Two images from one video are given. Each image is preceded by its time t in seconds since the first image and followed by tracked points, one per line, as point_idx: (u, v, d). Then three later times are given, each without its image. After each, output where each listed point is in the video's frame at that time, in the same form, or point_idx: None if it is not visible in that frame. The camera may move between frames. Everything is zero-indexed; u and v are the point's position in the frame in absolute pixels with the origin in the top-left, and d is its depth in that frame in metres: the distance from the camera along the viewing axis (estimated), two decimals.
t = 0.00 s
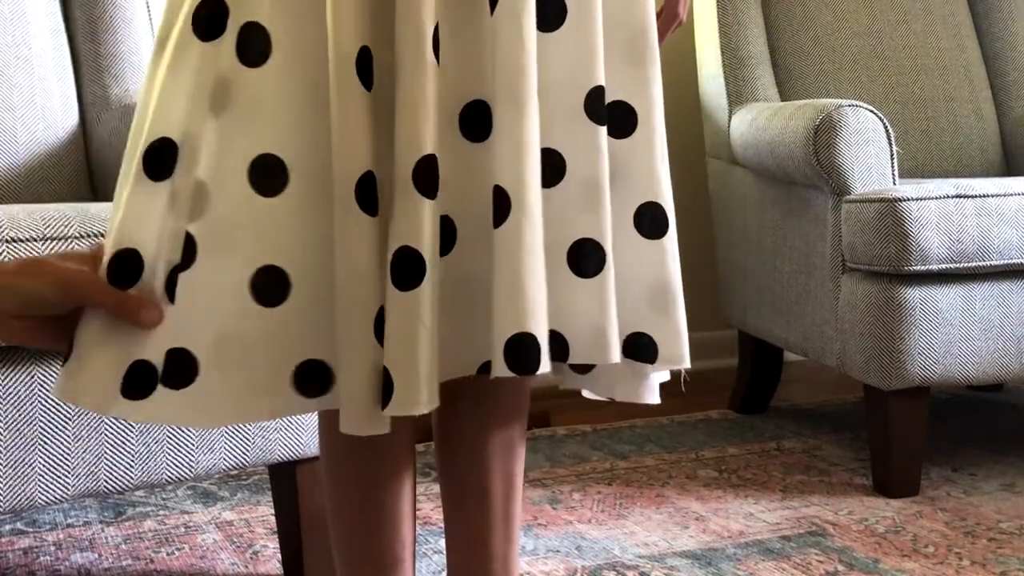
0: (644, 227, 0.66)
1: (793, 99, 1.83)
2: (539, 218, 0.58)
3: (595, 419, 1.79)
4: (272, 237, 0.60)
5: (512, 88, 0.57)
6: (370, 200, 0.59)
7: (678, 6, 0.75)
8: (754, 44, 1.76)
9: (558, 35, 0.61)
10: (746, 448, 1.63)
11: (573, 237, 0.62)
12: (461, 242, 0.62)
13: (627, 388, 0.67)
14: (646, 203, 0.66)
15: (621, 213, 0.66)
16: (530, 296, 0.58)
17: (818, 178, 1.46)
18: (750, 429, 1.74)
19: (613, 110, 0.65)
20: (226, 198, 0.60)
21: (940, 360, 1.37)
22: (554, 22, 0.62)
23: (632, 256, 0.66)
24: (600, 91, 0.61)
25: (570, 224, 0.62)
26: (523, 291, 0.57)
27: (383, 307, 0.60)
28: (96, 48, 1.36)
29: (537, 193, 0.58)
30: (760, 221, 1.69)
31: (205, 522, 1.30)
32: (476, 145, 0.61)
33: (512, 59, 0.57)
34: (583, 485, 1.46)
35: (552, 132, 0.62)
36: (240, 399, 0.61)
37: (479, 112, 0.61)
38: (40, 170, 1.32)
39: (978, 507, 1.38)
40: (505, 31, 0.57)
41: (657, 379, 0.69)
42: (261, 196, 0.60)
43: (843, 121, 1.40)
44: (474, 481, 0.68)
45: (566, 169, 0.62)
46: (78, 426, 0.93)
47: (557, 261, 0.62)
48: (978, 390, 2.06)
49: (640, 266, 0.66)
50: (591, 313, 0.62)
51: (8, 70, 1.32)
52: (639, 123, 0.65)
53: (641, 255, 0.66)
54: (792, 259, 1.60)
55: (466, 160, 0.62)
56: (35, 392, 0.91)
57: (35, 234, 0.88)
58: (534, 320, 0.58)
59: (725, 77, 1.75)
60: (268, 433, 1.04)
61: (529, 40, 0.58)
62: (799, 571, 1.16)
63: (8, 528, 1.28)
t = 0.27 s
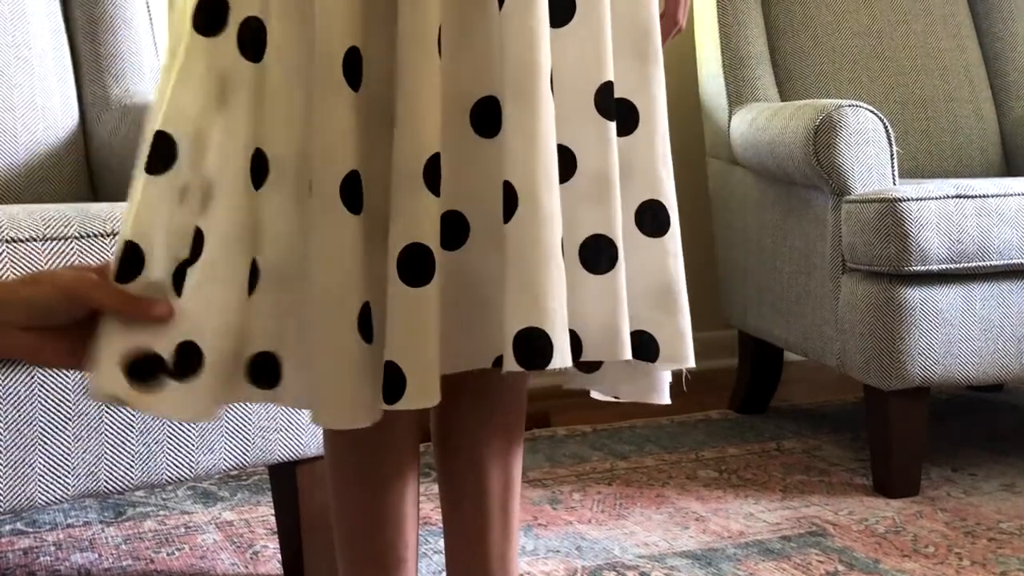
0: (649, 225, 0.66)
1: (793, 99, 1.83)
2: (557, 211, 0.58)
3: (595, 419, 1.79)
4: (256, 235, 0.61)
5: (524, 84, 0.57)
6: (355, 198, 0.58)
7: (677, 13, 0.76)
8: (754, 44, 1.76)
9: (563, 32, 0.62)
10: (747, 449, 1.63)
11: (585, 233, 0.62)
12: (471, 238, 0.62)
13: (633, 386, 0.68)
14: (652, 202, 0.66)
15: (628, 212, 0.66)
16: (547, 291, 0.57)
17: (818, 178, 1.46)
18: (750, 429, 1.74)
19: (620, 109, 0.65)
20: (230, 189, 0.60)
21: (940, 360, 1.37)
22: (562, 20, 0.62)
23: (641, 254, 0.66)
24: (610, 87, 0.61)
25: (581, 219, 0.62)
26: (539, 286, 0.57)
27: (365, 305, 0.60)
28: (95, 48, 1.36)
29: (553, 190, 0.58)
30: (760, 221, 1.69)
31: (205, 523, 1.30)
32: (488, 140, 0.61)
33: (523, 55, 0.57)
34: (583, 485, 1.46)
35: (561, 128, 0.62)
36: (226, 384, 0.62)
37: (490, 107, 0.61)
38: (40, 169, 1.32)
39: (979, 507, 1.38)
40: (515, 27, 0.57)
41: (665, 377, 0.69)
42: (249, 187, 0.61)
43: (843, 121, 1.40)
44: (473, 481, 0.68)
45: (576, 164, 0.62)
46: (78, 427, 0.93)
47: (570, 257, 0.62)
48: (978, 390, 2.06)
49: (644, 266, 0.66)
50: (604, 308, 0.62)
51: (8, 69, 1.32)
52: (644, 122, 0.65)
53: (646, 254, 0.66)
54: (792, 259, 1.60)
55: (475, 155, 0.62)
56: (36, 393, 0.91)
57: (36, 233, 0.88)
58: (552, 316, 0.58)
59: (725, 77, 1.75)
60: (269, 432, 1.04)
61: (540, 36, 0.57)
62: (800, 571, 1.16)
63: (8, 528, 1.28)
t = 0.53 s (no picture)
0: (650, 223, 0.66)
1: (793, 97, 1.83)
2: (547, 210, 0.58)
3: (596, 418, 1.79)
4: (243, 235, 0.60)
5: (521, 81, 0.57)
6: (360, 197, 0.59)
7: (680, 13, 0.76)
8: (754, 42, 1.76)
9: (564, 30, 0.61)
10: (746, 447, 1.63)
11: (580, 232, 0.62)
12: (473, 234, 0.62)
13: (641, 383, 0.67)
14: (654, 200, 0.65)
15: (629, 210, 0.66)
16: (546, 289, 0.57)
17: (818, 176, 1.46)
18: (750, 428, 1.74)
19: (621, 107, 0.65)
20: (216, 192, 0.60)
21: (940, 358, 1.37)
22: (562, 18, 0.61)
23: (642, 253, 0.66)
24: (608, 85, 0.61)
25: (576, 217, 0.62)
26: (534, 286, 0.57)
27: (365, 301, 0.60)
28: (96, 47, 1.36)
29: (544, 191, 0.58)
30: (760, 219, 1.69)
31: (205, 521, 1.30)
32: (490, 138, 0.61)
33: (521, 52, 0.57)
34: (583, 483, 1.46)
35: (560, 125, 0.62)
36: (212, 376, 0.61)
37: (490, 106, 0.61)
38: (40, 167, 1.32)
39: (979, 505, 1.38)
40: (513, 24, 0.57)
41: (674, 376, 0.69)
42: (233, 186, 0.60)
43: (843, 120, 1.40)
44: (473, 480, 0.68)
45: (574, 160, 0.62)
46: (78, 425, 0.93)
47: (564, 255, 0.62)
48: (978, 388, 2.06)
49: (646, 265, 0.66)
50: (601, 307, 0.62)
51: (8, 67, 1.31)
52: (646, 120, 0.65)
53: (647, 253, 0.66)
54: (792, 257, 1.60)
55: (473, 152, 0.62)
56: (35, 391, 0.91)
57: (36, 232, 0.88)
58: (541, 315, 0.58)
59: (725, 75, 1.75)
60: (269, 431, 1.04)
61: (536, 34, 0.57)
62: (800, 570, 1.16)
63: (8, 527, 1.28)
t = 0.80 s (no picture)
0: (650, 222, 0.66)
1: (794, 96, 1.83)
2: (544, 209, 0.59)
3: (597, 416, 1.79)
4: (272, 239, 0.59)
5: (521, 80, 0.57)
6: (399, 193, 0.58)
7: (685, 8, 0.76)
8: (754, 40, 1.76)
9: (564, 28, 0.61)
10: (747, 445, 1.63)
11: (579, 230, 0.62)
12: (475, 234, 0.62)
13: (641, 382, 0.67)
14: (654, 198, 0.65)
15: (629, 208, 0.66)
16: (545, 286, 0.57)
17: (818, 174, 1.46)
18: (750, 426, 1.74)
19: (620, 106, 0.65)
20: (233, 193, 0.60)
21: (941, 357, 1.37)
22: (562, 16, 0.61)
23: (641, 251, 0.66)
24: (606, 84, 0.61)
25: (575, 215, 0.62)
26: (533, 283, 0.57)
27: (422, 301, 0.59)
28: (96, 45, 1.36)
29: (543, 189, 0.58)
30: (760, 217, 1.69)
31: (205, 519, 1.30)
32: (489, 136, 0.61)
33: (521, 50, 0.57)
34: (583, 482, 1.46)
35: (561, 123, 0.62)
36: (245, 380, 0.60)
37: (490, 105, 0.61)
38: (40, 165, 1.32)
39: (979, 503, 1.38)
40: (510, 23, 0.57)
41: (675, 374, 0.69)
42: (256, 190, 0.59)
43: (843, 118, 1.40)
44: (474, 478, 0.68)
45: (574, 159, 0.62)
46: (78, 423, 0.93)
47: (561, 255, 0.62)
48: (978, 387, 2.06)
49: (647, 264, 0.66)
50: (600, 305, 0.62)
51: (8, 65, 1.31)
52: (646, 118, 0.65)
53: (647, 251, 0.66)
54: (792, 255, 1.60)
55: (474, 151, 0.62)
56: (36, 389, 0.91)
57: (36, 230, 0.88)
58: (536, 311, 0.57)
59: (726, 73, 1.75)
60: (269, 429, 1.04)
61: (534, 33, 0.57)
62: (800, 568, 1.16)
63: (8, 525, 1.28)
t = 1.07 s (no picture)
0: (651, 221, 0.66)
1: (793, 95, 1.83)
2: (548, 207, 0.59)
3: (597, 416, 1.79)
4: (274, 239, 0.59)
5: (522, 79, 0.57)
6: (385, 194, 0.57)
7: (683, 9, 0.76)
8: (754, 40, 1.76)
9: (564, 27, 0.62)
10: (747, 444, 1.63)
11: (580, 229, 0.62)
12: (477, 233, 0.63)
13: (639, 382, 0.67)
14: (654, 198, 0.65)
15: (629, 207, 0.66)
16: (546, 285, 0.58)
17: (818, 174, 1.46)
18: (750, 425, 1.74)
19: (621, 105, 0.65)
20: (237, 189, 0.60)
21: (940, 356, 1.37)
22: (563, 15, 0.61)
23: (641, 250, 0.66)
24: (608, 83, 0.61)
25: (576, 214, 0.62)
26: (534, 282, 0.57)
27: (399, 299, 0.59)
28: (97, 44, 1.37)
29: (544, 188, 0.58)
30: (760, 217, 1.69)
31: (205, 518, 1.30)
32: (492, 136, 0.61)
33: (522, 49, 0.57)
34: (583, 481, 1.46)
35: (561, 122, 0.62)
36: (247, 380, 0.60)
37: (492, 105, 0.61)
38: (41, 165, 1.32)
39: (979, 503, 1.38)
40: (515, 22, 0.57)
41: (675, 374, 0.69)
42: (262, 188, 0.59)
43: (843, 117, 1.40)
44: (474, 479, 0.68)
45: (574, 158, 0.62)
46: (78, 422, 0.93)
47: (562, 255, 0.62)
48: (978, 386, 2.06)
49: (647, 263, 0.66)
50: (601, 304, 0.62)
51: (8, 64, 1.31)
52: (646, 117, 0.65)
53: (648, 251, 0.66)
54: (792, 255, 1.60)
55: (474, 151, 0.62)
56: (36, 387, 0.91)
57: (36, 229, 0.88)
58: (546, 311, 0.58)
59: (725, 73, 1.75)
60: (269, 428, 1.04)
61: (540, 33, 0.57)
62: (800, 567, 1.16)
63: (8, 524, 1.28)
